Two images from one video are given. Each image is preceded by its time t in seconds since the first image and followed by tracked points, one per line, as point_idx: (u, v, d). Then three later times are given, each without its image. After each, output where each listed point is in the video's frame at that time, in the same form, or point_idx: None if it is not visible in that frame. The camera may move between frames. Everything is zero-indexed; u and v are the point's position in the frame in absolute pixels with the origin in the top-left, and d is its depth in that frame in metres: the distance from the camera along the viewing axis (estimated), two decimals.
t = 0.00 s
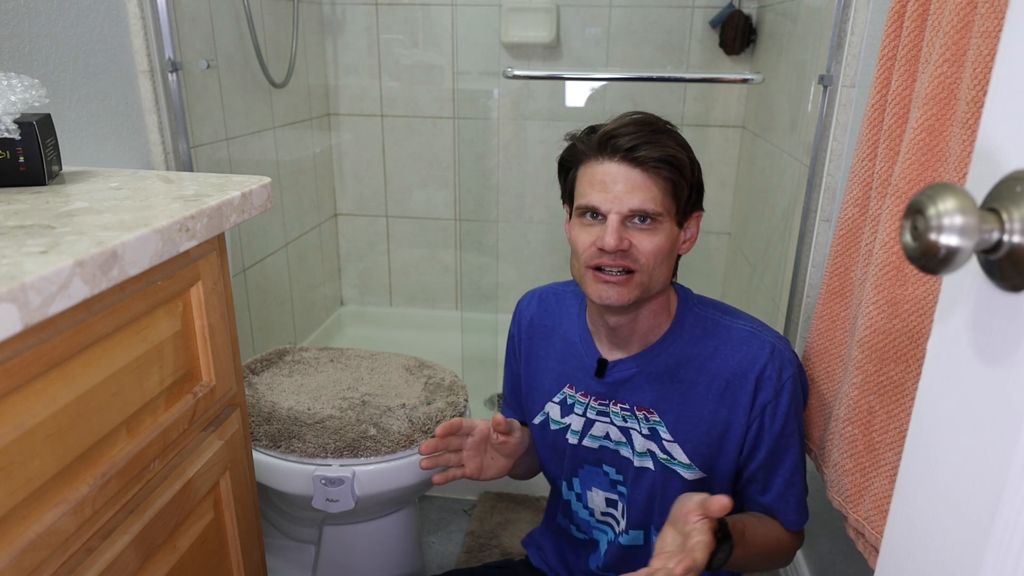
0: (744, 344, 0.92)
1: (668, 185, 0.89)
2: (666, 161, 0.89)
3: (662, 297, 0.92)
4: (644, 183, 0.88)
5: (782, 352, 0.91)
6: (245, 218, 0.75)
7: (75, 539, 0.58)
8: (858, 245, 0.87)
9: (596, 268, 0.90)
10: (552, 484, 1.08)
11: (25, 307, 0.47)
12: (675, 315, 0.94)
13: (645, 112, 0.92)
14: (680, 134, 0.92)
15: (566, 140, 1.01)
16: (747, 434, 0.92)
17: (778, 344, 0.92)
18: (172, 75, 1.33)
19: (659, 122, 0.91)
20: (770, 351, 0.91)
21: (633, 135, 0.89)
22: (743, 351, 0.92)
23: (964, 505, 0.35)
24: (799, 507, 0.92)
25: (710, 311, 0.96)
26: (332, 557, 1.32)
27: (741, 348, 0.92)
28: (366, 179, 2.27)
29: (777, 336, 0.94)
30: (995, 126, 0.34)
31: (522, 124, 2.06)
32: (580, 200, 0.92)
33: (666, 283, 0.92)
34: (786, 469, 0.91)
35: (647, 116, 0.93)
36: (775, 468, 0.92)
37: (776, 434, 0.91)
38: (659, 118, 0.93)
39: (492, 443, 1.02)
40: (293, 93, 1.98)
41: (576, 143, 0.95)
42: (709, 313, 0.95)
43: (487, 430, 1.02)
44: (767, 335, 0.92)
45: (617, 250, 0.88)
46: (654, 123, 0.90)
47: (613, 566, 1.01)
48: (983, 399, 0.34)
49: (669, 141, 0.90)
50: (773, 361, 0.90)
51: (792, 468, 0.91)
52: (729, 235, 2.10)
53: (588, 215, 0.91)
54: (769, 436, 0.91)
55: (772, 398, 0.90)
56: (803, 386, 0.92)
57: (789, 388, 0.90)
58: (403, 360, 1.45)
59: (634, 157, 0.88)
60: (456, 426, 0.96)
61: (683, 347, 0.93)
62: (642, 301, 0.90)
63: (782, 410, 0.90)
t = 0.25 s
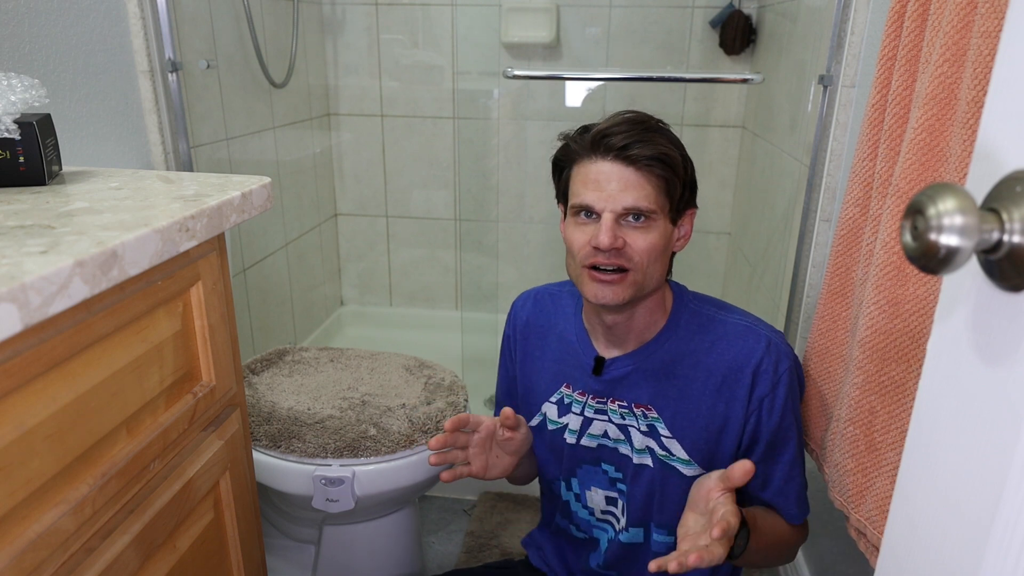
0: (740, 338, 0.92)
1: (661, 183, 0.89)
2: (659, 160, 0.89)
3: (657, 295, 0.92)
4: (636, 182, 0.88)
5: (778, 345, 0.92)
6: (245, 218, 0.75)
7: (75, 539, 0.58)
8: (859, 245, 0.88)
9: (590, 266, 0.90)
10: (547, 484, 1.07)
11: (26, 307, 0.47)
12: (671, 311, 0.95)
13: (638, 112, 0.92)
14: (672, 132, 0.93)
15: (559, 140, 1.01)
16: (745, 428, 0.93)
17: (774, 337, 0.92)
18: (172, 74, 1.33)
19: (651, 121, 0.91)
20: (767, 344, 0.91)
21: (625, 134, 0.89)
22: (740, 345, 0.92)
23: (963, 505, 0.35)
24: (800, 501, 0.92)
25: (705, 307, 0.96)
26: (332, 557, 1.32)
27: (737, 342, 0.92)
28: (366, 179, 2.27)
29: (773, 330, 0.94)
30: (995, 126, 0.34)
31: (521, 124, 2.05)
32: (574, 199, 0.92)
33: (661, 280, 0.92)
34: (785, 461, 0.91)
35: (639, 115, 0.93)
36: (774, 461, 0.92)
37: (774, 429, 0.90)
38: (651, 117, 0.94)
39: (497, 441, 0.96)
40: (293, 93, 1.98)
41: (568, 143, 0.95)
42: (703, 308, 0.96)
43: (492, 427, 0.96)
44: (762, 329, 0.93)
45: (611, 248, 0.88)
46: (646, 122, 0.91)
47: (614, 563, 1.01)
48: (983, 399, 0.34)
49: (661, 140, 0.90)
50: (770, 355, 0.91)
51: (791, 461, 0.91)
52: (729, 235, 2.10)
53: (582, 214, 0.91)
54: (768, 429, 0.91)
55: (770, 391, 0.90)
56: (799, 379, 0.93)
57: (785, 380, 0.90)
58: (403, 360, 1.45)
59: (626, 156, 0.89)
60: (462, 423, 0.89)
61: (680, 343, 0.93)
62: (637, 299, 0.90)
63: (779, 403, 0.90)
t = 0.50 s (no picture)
0: (742, 336, 0.93)
1: (650, 184, 0.89)
2: (646, 161, 0.89)
3: (652, 294, 0.92)
4: (624, 183, 0.88)
5: (780, 342, 0.92)
6: (245, 218, 0.75)
7: (75, 539, 0.58)
8: (860, 246, 0.88)
9: (581, 270, 0.90)
10: (545, 485, 1.07)
11: (26, 307, 0.47)
12: (670, 309, 0.95)
13: (627, 113, 0.92)
14: (662, 131, 0.92)
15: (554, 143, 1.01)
16: (748, 425, 0.93)
17: (775, 335, 0.93)
18: (172, 74, 1.33)
19: (639, 122, 0.91)
20: (769, 342, 0.92)
21: (613, 136, 0.89)
22: (742, 343, 0.92)
23: (963, 504, 0.35)
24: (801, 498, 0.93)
25: (707, 305, 0.96)
26: (332, 557, 1.32)
27: (739, 340, 0.93)
28: (366, 179, 2.27)
29: (776, 329, 0.95)
30: (995, 126, 0.34)
31: (521, 124, 2.05)
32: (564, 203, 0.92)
33: (655, 279, 0.91)
34: (785, 459, 0.92)
35: (630, 116, 0.93)
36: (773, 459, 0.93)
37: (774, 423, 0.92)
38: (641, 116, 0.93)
39: (465, 411, 0.93)
40: (293, 93, 1.98)
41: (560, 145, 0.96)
42: (706, 307, 0.96)
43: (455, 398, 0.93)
44: (765, 327, 0.93)
45: (599, 251, 0.88)
46: (634, 124, 0.90)
47: (616, 562, 1.01)
48: (983, 399, 0.34)
49: (650, 141, 0.90)
50: (772, 352, 0.91)
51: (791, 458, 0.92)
52: (729, 235, 2.10)
53: (572, 217, 0.92)
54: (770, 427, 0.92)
55: (773, 387, 0.91)
56: (800, 376, 0.94)
57: (788, 377, 0.91)
58: (403, 360, 1.45)
59: (613, 158, 0.88)
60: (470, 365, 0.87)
61: (682, 342, 0.93)
62: (631, 300, 0.90)
63: (782, 399, 0.92)
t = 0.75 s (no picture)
0: (745, 339, 0.92)
1: (651, 190, 0.89)
2: (648, 166, 0.88)
3: (653, 299, 0.92)
4: (625, 190, 0.88)
5: (782, 344, 0.92)
6: (246, 218, 0.75)
7: (75, 539, 0.58)
8: (860, 245, 0.87)
9: (582, 275, 0.90)
10: (544, 485, 1.07)
11: (26, 307, 0.47)
12: (672, 313, 0.95)
13: (630, 118, 0.92)
14: (666, 137, 0.92)
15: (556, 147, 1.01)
16: (752, 428, 0.93)
17: (778, 336, 0.92)
18: (172, 75, 1.33)
19: (643, 127, 0.91)
20: (772, 344, 0.91)
21: (615, 142, 0.89)
22: (745, 345, 0.92)
23: (963, 504, 0.35)
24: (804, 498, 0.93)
25: (710, 307, 0.95)
26: (332, 557, 1.32)
27: (742, 342, 0.92)
28: (366, 179, 2.27)
29: (778, 330, 0.94)
30: (995, 126, 0.34)
31: (522, 124, 2.05)
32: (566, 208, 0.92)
33: (656, 285, 0.91)
34: (790, 459, 0.92)
35: (634, 121, 0.93)
36: (779, 460, 0.93)
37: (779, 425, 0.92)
38: (645, 122, 0.93)
39: (440, 407, 0.95)
40: (293, 93, 1.98)
41: (563, 150, 0.95)
42: (708, 308, 0.95)
43: (429, 395, 0.95)
44: (767, 328, 0.93)
45: (598, 257, 0.88)
46: (636, 129, 0.90)
47: (618, 563, 1.01)
48: (983, 399, 0.34)
49: (652, 147, 0.89)
50: (775, 354, 0.91)
51: (796, 459, 0.92)
52: (729, 235, 2.11)
53: (574, 222, 0.92)
54: (774, 428, 0.92)
55: (776, 390, 0.91)
56: (802, 377, 0.93)
57: (791, 379, 0.91)
58: (403, 360, 1.45)
59: (614, 164, 0.88)
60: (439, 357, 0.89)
61: (685, 344, 0.93)
62: (631, 305, 0.90)
63: (786, 401, 0.91)
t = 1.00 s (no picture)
0: (745, 341, 0.92)
1: (660, 195, 0.89)
2: (658, 170, 0.88)
3: (658, 302, 0.92)
4: (634, 194, 0.88)
5: (781, 346, 0.92)
6: (245, 218, 0.75)
7: (75, 539, 0.58)
8: (859, 245, 0.87)
9: (590, 279, 0.90)
10: (544, 485, 1.07)
11: (26, 307, 0.47)
12: (673, 315, 0.94)
13: (638, 121, 0.91)
14: (672, 140, 0.92)
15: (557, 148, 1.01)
16: (750, 430, 0.93)
17: (777, 339, 0.92)
18: (172, 75, 1.33)
19: (650, 131, 0.90)
20: (771, 346, 0.91)
21: (624, 145, 0.88)
22: (744, 348, 0.92)
23: (963, 504, 0.35)
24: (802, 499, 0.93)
25: (709, 309, 0.95)
26: (332, 558, 1.32)
27: (741, 345, 0.92)
28: (366, 178, 2.27)
29: (777, 333, 0.94)
30: (995, 126, 0.34)
31: (522, 124, 2.05)
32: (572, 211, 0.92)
33: (662, 288, 0.91)
34: (788, 460, 0.92)
35: (641, 123, 0.92)
36: (777, 460, 0.93)
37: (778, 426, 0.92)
38: (651, 124, 0.92)
39: (431, 414, 0.95)
40: (293, 93, 1.98)
41: (567, 151, 0.95)
42: (707, 310, 0.95)
43: (420, 404, 0.94)
44: (766, 331, 0.93)
45: (610, 261, 0.88)
46: (644, 133, 0.90)
47: (618, 564, 1.01)
48: (983, 399, 0.34)
49: (659, 151, 0.89)
50: (774, 357, 0.91)
51: (794, 460, 0.92)
52: (729, 235, 2.11)
53: (581, 226, 0.91)
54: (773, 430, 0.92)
55: (775, 393, 0.91)
56: (802, 379, 0.93)
57: (790, 381, 0.91)
58: (403, 360, 1.45)
59: (625, 168, 0.88)
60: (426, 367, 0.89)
61: (683, 346, 0.93)
62: (638, 309, 0.90)
63: (785, 403, 0.91)
